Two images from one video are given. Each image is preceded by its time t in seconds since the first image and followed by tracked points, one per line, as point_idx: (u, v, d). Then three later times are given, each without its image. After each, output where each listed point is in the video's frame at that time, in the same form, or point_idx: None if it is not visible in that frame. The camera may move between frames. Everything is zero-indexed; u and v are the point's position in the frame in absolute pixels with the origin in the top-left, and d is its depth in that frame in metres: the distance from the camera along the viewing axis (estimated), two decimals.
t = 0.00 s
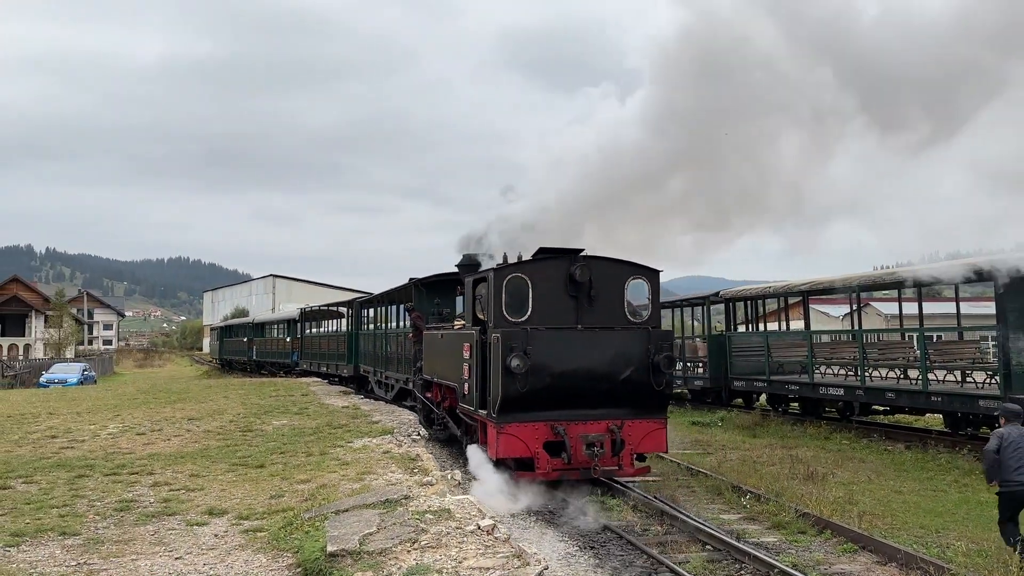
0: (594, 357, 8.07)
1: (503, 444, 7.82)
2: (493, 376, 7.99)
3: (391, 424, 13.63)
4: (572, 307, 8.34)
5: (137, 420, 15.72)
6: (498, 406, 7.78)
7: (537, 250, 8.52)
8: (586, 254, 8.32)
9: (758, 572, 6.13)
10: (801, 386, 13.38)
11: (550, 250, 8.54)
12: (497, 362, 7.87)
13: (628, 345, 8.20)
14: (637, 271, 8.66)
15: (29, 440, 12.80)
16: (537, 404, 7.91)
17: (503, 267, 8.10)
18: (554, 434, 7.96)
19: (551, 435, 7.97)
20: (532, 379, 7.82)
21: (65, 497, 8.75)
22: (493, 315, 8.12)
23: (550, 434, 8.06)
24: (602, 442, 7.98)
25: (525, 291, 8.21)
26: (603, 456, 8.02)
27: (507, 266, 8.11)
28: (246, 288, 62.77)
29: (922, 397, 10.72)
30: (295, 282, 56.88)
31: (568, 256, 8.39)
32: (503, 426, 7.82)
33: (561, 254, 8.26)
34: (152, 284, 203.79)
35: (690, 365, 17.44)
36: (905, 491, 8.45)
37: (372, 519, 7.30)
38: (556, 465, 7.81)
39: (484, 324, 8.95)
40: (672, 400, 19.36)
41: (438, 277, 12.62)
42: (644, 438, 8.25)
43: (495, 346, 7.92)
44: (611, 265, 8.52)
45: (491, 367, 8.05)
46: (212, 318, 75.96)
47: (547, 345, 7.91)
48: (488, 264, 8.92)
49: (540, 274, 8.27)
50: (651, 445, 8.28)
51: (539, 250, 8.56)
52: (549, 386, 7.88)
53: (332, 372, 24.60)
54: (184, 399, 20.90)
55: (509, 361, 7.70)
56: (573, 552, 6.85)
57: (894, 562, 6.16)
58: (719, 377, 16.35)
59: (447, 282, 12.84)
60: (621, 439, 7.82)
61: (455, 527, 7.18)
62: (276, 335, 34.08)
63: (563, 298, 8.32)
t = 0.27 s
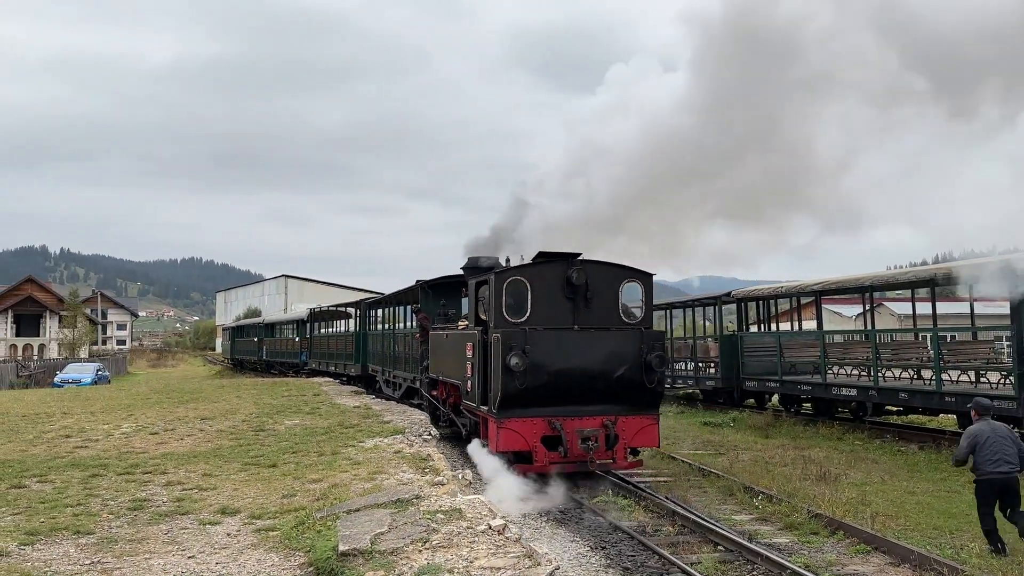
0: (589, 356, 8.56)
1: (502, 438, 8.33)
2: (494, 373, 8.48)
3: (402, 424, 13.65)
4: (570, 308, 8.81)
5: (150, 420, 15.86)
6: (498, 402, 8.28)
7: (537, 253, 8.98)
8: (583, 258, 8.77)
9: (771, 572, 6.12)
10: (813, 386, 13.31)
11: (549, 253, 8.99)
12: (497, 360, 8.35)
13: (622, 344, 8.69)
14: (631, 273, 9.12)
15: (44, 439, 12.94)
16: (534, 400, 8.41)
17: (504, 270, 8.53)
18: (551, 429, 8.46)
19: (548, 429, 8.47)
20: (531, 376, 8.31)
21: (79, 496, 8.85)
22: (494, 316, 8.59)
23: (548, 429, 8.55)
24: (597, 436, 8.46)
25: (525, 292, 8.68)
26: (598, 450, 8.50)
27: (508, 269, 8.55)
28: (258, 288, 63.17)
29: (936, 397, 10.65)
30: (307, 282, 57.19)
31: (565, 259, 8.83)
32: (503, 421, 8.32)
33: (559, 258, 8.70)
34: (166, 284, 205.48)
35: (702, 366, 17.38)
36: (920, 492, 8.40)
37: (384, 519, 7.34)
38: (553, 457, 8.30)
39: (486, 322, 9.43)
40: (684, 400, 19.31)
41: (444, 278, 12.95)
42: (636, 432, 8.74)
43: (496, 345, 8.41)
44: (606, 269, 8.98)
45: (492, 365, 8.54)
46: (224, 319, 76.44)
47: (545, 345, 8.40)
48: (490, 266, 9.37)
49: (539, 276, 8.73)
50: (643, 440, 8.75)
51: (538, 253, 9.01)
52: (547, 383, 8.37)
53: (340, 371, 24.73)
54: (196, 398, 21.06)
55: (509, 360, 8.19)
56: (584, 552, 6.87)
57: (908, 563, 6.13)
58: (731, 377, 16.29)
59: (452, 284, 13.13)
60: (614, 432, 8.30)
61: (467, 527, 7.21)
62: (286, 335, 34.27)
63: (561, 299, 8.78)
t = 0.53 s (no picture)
0: (585, 355, 9.02)
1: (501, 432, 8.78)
2: (493, 371, 8.93)
3: (412, 424, 13.69)
4: (567, 310, 9.29)
5: (160, 419, 15.96)
6: (497, 399, 8.72)
7: (536, 257, 9.46)
8: (580, 262, 9.25)
9: (782, 573, 6.11)
10: (823, 387, 13.26)
11: (548, 258, 9.48)
12: (497, 358, 8.81)
13: (616, 344, 9.16)
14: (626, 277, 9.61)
15: (56, 439, 13.06)
16: (532, 397, 8.85)
17: (504, 273, 9.00)
18: (547, 425, 8.89)
19: (545, 425, 8.90)
20: (529, 374, 8.76)
21: (91, 495, 8.93)
22: (495, 317, 9.06)
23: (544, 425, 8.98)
24: (591, 431, 8.87)
25: (524, 294, 9.15)
26: (592, 444, 8.91)
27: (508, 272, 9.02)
28: (268, 289, 63.44)
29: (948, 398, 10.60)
30: (317, 282, 57.39)
31: (563, 262, 9.31)
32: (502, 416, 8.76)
33: (557, 261, 9.17)
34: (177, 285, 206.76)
35: (711, 366, 17.35)
36: (931, 493, 8.36)
37: (394, 519, 7.38)
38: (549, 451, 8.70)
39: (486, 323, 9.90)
40: (693, 400, 19.26)
41: (449, 280, 13.32)
42: (630, 429, 9.14)
43: (496, 345, 8.87)
44: (603, 273, 9.46)
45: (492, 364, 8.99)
46: (234, 319, 76.83)
47: (542, 345, 8.86)
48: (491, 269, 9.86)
49: (538, 279, 9.21)
50: (637, 436, 9.15)
51: (538, 256, 9.49)
52: (544, 380, 8.82)
53: (347, 371, 24.84)
54: (207, 398, 21.21)
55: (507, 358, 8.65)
56: (594, 552, 6.89)
57: (919, 564, 6.11)
58: (741, 378, 16.25)
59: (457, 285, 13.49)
60: (607, 427, 8.71)
61: (477, 527, 7.24)
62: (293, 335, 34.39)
63: (558, 301, 9.26)
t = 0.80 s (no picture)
0: (579, 355, 9.49)
1: (499, 427, 9.30)
2: (491, 370, 9.43)
3: (420, 424, 13.75)
4: (562, 311, 9.73)
5: (170, 419, 16.08)
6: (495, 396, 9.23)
7: (534, 259, 9.87)
8: (576, 265, 9.66)
9: (790, 574, 6.12)
10: (832, 388, 13.24)
11: (545, 260, 9.89)
12: (495, 358, 9.29)
13: (610, 344, 9.62)
14: (620, 279, 10.01)
15: (67, 439, 13.18)
16: (529, 394, 9.35)
17: (503, 276, 9.42)
18: (543, 421, 9.40)
19: (541, 421, 9.41)
20: (526, 373, 9.25)
21: (101, 495, 9.02)
22: (493, 318, 9.52)
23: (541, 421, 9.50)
24: (585, 427, 9.40)
25: (522, 296, 9.59)
26: (586, 439, 9.42)
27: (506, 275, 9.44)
28: (277, 290, 63.70)
29: (958, 399, 10.56)
30: (325, 283, 57.59)
31: (559, 266, 9.71)
32: (501, 413, 9.28)
33: (554, 265, 9.57)
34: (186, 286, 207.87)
35: (719, 366, 17.32)
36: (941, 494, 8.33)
37: (402, 519, 7.42)
38: (545, 446, 9.21)
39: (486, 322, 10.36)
40: (702, 401, 19.23)
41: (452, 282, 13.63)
42: (623, 425, 9.62)
43: (494, 345, 9.34)
44: (597, 275, 9.87)
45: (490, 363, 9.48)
46: (243, 319, 77.15)
47: (537, 344, 9.34)
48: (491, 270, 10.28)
49: (535, 282, 9.63)
50: (628, 431, 9.65)
51: (535, 259, 9.90)
52: (539, 379, 9.32)
53: (353, 371, 24.95)
54: (216, 398, 21.35)
55: (504, 358, 9.14)
56: (603, 553, 6.91)
57: (928, 565, 6.11)
58: (750, 379, 16.21)
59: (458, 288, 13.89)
60: (600, 423, 9.21)
61: (485, 527, 7.27)
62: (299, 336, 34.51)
63: (554, 302, 9.71)
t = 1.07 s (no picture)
0: (573, 354, 9.83)
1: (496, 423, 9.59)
2: (489, 369, 9.77)
3: (426, 424, 13.77)
4: (557, 313, 10.09)
5: (177, 420, 16.16)
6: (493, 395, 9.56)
7: (530, 263, 10.23)
8: (570, 268, 10.02)
9: (798, 575, 6.11)
10: (839, 389, 13.20)
11: (541, 263, 10.25)
12: (493, 358, 9.63)
13: (603, 344, 9.97)
14: (612, 282, 10.37)
15: (75, 439, 13.25)
16: (525, 393, 9.69)
17: (500, 279, 9.77)
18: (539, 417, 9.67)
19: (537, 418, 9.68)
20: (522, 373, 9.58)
21: (109, 495, 9.08)
22: (491, 319, 9.86)
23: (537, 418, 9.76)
24: (579, 423, 9.65)
25: (519, 299, 9.94)
26: (580, 435, 9.67)
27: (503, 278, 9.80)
28: (283, 290, 63.90)
29: (965, 400, 10.52)
30: (332, 283, 57.75)
31: (554, 269, 10.07)
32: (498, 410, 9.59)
33: (549, 268, 9.92)
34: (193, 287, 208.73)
35: (726, 367, 17.30)
36: (949, 495, 8.30)
37: (409, 519, 7.44)
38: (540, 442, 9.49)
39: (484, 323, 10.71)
40: (708, 402, 19.20)
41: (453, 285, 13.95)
42: (616, 422, 9.86)
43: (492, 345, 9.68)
44: (591, 278, 10.23)
45: (489, 362, 9.83)
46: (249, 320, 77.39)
47: (533, 345, 9.68)
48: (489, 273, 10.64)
49: (531, 285, 9.99)
50: (621, 428, 9.91)
51: (531, 262, 10.26)
52: (535, 378, 9.66)
53: (357, 371, 25.04)
54: (223, 398, 21.43)
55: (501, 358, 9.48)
56: (609, 554, 6.91)
57: (936, 566, 6.09)
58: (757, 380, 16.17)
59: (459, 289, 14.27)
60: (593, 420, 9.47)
61: (491, 527, 7.29)
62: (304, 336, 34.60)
63: (549, 304, 10.07)
